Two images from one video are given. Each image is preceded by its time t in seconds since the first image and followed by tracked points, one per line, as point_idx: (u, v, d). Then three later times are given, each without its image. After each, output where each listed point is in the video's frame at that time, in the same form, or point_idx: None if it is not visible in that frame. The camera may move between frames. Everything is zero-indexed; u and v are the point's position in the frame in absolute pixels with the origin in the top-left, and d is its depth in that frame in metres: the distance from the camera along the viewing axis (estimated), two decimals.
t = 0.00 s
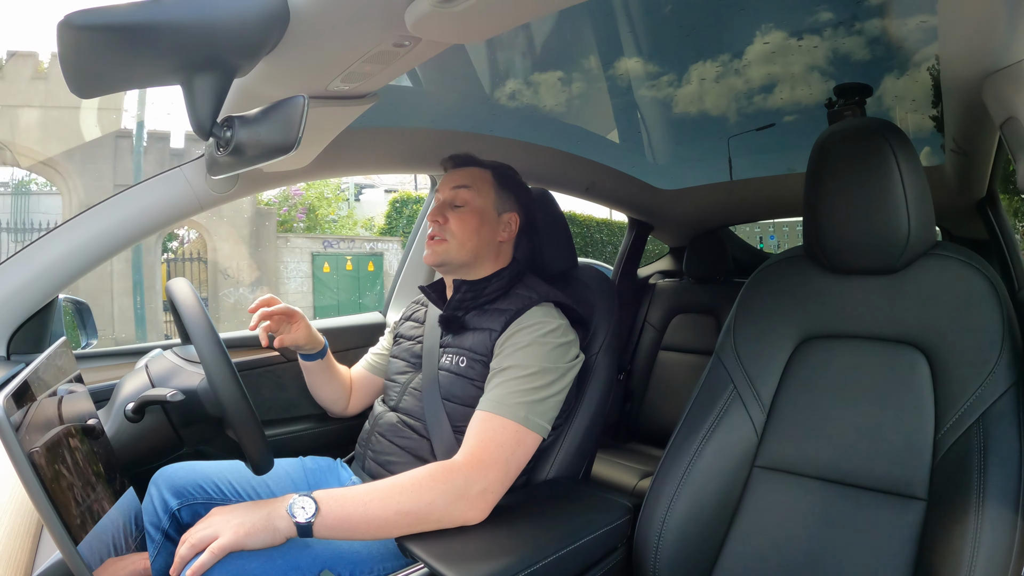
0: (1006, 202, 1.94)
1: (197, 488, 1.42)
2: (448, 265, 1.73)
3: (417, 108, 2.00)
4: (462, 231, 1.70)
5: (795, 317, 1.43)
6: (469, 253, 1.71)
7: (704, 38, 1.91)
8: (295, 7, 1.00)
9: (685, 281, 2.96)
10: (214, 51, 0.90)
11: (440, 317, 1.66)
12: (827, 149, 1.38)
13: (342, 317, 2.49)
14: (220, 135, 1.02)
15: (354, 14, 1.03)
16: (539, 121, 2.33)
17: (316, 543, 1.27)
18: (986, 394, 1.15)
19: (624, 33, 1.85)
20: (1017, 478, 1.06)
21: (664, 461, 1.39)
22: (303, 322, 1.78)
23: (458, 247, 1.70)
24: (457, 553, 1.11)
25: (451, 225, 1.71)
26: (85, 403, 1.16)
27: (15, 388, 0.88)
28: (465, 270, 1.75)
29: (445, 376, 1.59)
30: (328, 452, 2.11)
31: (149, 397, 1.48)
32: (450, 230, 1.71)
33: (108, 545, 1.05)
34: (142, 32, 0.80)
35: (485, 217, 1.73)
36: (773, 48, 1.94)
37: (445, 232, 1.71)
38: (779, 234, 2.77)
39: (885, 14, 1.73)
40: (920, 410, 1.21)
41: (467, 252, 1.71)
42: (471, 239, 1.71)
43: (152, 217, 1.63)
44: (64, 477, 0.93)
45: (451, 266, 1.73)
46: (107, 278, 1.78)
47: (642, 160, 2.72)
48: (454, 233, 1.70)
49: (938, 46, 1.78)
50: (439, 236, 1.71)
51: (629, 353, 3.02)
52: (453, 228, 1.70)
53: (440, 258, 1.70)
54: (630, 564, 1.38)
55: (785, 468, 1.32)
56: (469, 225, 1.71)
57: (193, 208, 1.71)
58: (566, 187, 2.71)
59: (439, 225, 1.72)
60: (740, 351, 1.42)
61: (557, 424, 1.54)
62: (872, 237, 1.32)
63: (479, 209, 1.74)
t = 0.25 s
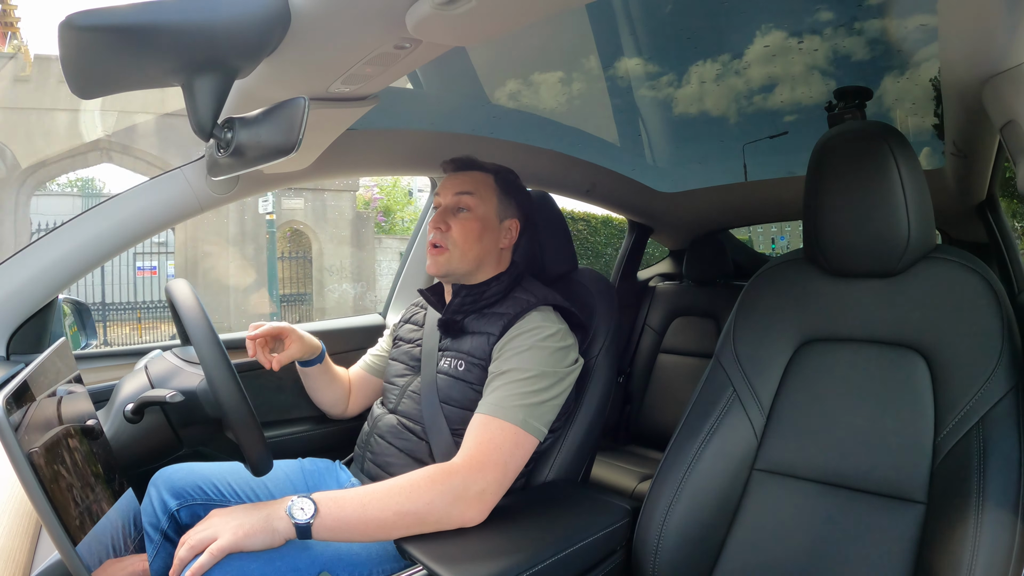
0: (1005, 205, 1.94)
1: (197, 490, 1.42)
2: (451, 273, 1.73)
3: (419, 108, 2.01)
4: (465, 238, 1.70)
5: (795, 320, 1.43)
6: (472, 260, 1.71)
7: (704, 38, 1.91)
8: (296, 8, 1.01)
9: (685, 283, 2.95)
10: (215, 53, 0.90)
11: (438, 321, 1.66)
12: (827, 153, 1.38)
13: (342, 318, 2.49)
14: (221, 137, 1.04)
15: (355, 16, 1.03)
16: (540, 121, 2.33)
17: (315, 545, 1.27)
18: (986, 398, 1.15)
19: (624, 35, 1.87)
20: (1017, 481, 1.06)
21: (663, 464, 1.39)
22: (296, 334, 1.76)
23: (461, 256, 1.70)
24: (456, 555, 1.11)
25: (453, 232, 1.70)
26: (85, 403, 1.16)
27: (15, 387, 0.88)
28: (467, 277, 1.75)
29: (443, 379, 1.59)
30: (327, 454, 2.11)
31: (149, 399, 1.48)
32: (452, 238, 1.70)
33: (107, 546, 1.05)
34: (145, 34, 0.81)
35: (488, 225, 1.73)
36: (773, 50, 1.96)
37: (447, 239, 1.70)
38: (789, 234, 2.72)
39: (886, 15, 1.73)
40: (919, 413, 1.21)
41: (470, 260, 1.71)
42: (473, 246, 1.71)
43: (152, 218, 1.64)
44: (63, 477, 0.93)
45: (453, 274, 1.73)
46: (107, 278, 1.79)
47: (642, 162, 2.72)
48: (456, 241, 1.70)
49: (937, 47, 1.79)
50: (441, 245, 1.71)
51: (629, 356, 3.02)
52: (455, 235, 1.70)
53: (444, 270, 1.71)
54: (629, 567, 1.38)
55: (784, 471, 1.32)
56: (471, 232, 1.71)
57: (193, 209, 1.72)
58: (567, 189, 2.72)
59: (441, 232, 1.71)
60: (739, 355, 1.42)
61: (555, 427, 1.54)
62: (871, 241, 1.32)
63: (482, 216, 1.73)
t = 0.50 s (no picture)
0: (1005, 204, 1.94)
1: (197, 489, 1.42)
2: (451, 272, 1.73)
3: (419, 107, 2.01)
4: (465, 237, 1.70)
5: (795, 319, 1.43)
6: (471, 259, 1.71)
7: (704, 37, 1.91)
8: (296, 7, 1.01)
9: (685, 283, 2.96)
10: (215, 52, 0.90)
11: (438, 320, 1.66)
12: (827, 152, 1.38)
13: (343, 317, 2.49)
14: (220, 136, 1.03)
15: (355, 15, 1.03)
16: (540, 120, 2.33)
17: (315, 544, 1.27)
18: (986, 397, 1.15)
19: (624, 34, 1.87)
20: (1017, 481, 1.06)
21: (663, 463, 1.39)
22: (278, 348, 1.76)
23: (461, 254, 1.70)
24: (456, 555, 1.11)
25: (453, 231, 1.70)
26: (85, 402, 1.16)
27: (15, 387, 0.88)
28: (467, 276, 1.75)
29: (443, 378, 1.59)
30: (327, 453, 2.11)
31: (149, 398, 1.48)
32: (452, 237, 1.70)
33: (107, 546, 1.05)
34: (144, 33, 0.80)
35: (488, 223, 1.73)
36: (773, 49, 1.96)
37: (447, 237, 1.70)
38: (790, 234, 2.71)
39: (886, 15, 1.73)
40: (919, 412, 1.21)
41: (470, 258, 1.71)
42: (473, 244, 1.71)
43: (152, 217, 1.64)
44: (63, 477, 0.93)
45: (453, 272, 1.73)
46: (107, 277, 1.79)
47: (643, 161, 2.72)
48: (456, 239, 1.70)
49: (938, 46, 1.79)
50: (442, 243, 1.71)
51: (629, 355, 3.02)
52: (455, 234, 1.70)
53: (444, 268, 1.71)
54: (628, 566, 1.38)
55: (784, 470, 1.32)
56: (471, 230, 1.71)
57: (193, 208, 1.72)
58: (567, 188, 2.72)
59: (440, 231, 1.71)
60: (740, 354, 1.42)
61: (555, 426, 1.54)
62: (872, 240, 1.32)
63: (481, 214, 1.73)
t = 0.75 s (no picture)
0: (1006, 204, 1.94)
1: (197, 489, 1.42)
2: (450, 273, 1.73)
3: (419, 108, 2.01)
4: (464, 239, 1.70)
5: (795, 320, 1.43)
6: (471, 260, 1.71)
7: (704, 38, 1.91)
8: (296, 8, 1.01)
9: (685, 284, 2.96)
10: (215, 53, 0.90)
11: (438, 321, 1.66)
12: (827, 153, 1.38)
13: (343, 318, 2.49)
14: (220, 137, 1.03)
15: (355, 16, 1.03)
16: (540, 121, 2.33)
17: (315, 544, 1.27)
18: (986, 398, 1.15)
19: (624, 35, 1.87)
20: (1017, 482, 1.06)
21: (663, 464, 1.39)
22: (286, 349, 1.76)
23: (460, 256, 1.70)
24: (456, 555, 1.11)
25: (452, 232, 1.70)
26: (85, 403, 1.16)
27: (15, 388, 0.88)
28: (467, 277, 1.75)
29: (443, 379, 1.58)
30: (327, 454, 2.11)
31: (148, 399, 1.48)
32: (451, 238, 1.70)
33: (107, 547, 1.05)
34: (144, 33, 0.81)
35: (487, 224, 1.73)
36: (773, 50, 1.96)
37: (446, 239, 1.70)
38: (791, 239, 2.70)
39: (886, 16, 1.73)
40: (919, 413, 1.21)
41: (469, 259, 1.71)
42: (472, 246, 1.71)
43: (153, 217, 1.65)
44: (63, 477, 0.93)
45: (452, 274, 1.73)
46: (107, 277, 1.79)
47: (643, 162, 2.72)
48: (455, 241, 1.70)
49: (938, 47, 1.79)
50: (441, 244, 1.71)
51: (629, 356, 3.02)
52: (455, 236, 1.70)
53: (443, 268, 1.71)
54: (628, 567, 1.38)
55: (784, 471, 1.32)
56: (470, 232, 1.71)
57: (193, 209, 1.72)
58: (567, 188, 2.72)
59: (440, 232, 1.71)
60: (740, 355, 1.43)
61: (555, 427, 1.54)
62: (872, 241, 1.32)
63: (480, 216, 1.73)
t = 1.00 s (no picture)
0: (1006, 202, 1.95)
1: (197, 491, 1.42)
2: (450, 273, 1.73)
3: (419, 108, 2.01)
4: (462, 238, 1.70)
5: (795, 319, 1.43)
6: (470, 259, 1.72)
7: (704, 38, 1.92)
8: (295, 9, 1.01)
9: (685, 283, 2.96)
10: (214, 54, 0.90)
11: (438, 321, 1.66)
12: (827, 151, 1.38)
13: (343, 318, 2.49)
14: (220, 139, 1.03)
15: (354, 17, 1.03)
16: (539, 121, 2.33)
17: (315, 545, 1.27)
18: (986, 397, 1.14)
19: (623, 35, 1.87)
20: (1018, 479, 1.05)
21: (663, 464, 1.39)
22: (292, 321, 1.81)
23: (459, 256, 1.71)
24: (456, 556, 1.11)
25: (451, 232, 1.71)
26: (85, 405, 1.16)
27: (15, 390, 0.88)
28: (467, 277, 1.76)
29: (443, 379, 1.59)
30: (328, 455, 2.11)
31: (149, 401, 1.48)
32: (450, 238, 1.70)
33: (107, 549, 1.05)
34: (142, 35, 0.81)
35: (485, 223, 1.73)
36: (773, 50, 1.96)
37: (445, 239, 1.71)
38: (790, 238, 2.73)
39: (885, 15, 1.73)
40: (920, 412, 1.21)
41: (469, 259, 1.71)
42: (472, 245, 1.71)
43: (154, 218, 1.65)
44: (64, 479, 0.93)
45: (452, 274, 1.73)
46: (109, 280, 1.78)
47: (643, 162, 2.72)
48: (454, 240, 1.70)
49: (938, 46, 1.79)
50: (440, 244, 1.71)
51: (630, 355, 3.02)
52: (454, 235, 1.70)
53: (443, 269, 1.71)
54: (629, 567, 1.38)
55: (785, 470, 1.31)
56: (469, 231, 1.71)
57: (192, 210, 1.74)
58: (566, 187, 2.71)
59: (439, 232, 1.72)
60: (739, 354, 1.43)
61: (556, 426, 1.54)
62: (872, 240, 1.32)
63: (479, 215, 1.73)
